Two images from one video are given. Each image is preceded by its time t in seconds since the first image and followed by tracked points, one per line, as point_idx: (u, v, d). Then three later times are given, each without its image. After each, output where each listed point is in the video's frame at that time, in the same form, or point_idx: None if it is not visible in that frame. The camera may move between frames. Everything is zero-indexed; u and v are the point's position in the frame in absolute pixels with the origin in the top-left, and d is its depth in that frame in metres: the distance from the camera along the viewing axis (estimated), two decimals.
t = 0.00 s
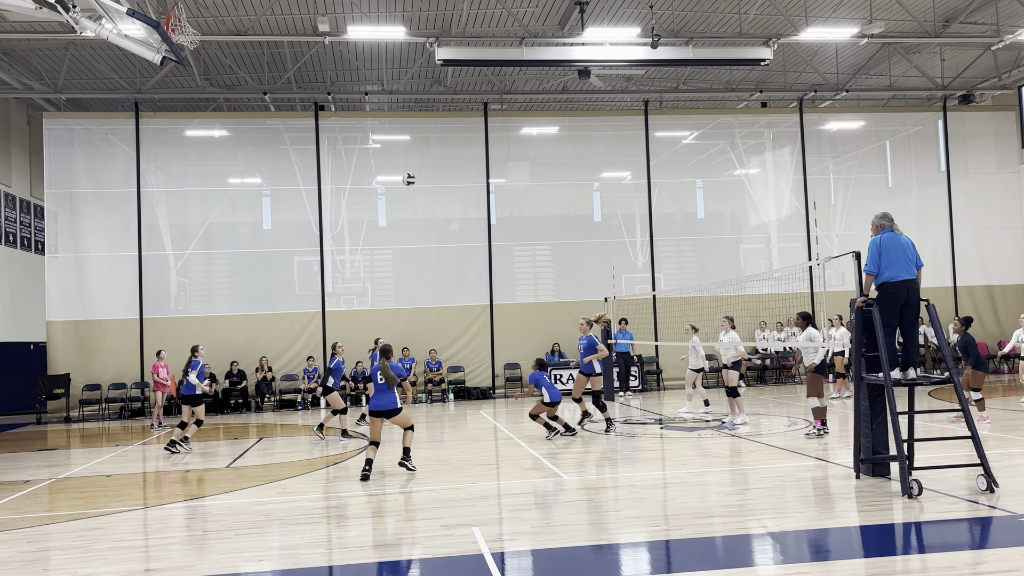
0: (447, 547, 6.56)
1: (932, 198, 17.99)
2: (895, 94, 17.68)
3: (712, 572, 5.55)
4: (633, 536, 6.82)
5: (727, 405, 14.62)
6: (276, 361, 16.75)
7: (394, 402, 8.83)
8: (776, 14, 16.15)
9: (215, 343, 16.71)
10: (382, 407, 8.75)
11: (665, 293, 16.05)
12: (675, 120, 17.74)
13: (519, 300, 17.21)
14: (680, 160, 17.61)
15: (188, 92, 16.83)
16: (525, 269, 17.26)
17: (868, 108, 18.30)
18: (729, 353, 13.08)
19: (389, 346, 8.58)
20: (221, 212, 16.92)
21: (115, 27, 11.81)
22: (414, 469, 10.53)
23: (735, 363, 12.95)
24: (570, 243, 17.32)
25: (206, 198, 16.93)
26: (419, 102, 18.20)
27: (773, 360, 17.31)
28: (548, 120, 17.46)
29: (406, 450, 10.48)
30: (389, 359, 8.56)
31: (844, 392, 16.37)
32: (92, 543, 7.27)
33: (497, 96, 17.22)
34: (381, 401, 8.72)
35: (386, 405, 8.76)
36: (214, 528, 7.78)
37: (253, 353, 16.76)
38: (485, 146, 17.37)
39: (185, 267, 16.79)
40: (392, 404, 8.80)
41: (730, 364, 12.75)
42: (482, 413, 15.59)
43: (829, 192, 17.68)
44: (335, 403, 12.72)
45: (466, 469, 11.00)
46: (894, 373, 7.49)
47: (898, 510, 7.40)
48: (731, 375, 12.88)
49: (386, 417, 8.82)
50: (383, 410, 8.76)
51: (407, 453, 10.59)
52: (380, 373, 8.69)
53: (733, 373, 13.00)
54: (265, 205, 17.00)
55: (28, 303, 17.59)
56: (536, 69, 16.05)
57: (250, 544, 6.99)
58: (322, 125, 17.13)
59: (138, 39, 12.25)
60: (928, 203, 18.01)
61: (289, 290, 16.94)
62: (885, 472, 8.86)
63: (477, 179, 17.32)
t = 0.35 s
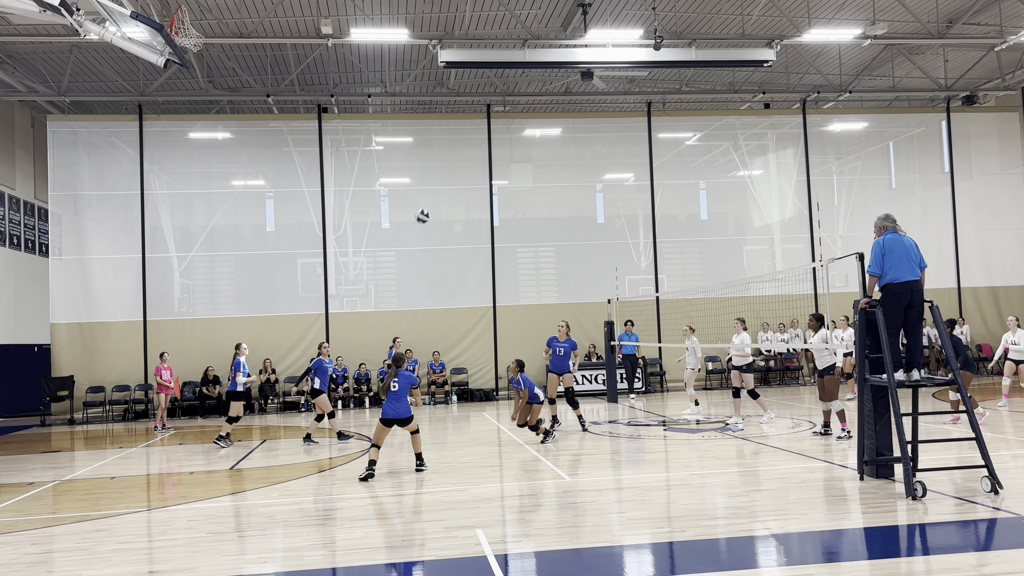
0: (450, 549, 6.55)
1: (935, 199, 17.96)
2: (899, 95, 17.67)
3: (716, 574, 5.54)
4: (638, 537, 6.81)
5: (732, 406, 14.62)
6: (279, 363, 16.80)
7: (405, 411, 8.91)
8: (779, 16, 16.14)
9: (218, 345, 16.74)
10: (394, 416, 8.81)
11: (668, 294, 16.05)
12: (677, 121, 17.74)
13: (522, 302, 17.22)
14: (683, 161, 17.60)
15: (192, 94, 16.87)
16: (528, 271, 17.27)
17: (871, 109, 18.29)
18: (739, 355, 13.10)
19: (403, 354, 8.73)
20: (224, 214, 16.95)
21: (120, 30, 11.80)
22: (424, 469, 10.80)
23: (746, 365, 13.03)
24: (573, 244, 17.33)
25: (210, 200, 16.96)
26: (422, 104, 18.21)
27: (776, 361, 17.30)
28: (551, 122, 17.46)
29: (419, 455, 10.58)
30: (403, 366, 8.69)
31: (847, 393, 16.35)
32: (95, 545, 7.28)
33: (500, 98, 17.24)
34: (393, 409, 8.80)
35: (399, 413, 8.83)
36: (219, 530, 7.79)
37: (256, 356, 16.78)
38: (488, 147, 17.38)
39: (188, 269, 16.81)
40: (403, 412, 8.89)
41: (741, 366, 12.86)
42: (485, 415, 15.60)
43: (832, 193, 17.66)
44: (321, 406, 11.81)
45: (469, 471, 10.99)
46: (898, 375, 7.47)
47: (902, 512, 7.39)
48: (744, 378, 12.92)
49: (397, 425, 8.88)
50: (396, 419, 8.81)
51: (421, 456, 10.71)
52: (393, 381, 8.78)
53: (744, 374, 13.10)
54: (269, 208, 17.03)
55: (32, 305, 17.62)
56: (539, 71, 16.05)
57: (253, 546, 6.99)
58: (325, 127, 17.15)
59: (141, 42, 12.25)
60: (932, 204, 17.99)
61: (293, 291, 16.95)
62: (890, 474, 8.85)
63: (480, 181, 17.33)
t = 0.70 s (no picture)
0: (448, 552, 6.55)
1: (934, 202, 17.98)
2: (897, 97, 17.68)
3: None
4: (636, 540, 6.81)
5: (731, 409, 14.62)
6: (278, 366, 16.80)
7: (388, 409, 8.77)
8: (778, 19, 16.15)
9: (217, 347, 16.72)
10: (377, 413, 8.70)
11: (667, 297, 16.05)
12: (676, 124, 17.76)
13: (521, 304, 17.21)
14: (682, 164, 17.62)
15: (190, 97, 16.87)
16: (527, 274, 17.27)
17: (870, 112, 18.31)
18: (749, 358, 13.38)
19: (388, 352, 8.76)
20: (222, 217, 16.94)
21: (118, 32, 11.82)
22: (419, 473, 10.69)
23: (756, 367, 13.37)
24: (571, 247, 17.33)
25: (209, 202, 16.95)
26: (421, 106, 18.20)
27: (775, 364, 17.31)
28: (550, 125, 17.48)
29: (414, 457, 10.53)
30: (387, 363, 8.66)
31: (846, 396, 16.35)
32: (93, 548, 7.26)
33: (499, 101, 17.25)
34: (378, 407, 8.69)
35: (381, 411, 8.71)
36: (217, 532, 7.78)
37: (254, 358, 16.78)
38: (487, 149, 17.38)
39: (187, 271, 16.81)
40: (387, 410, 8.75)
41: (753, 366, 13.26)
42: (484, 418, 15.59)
43: (831, 196, 17.68)
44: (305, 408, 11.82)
45: (468, 473, 10.99)
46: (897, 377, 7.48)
47: (901, 515, 7.39)
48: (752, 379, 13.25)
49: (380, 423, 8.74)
50: (377, 416, 8.69)
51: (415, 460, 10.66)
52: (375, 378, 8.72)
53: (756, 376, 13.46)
54: (268, 210, 17.02)
55: (30, 306, 17.59)
56: (538, 73, 16.05)
57: (251, 549, 6.98)
58: (324, 129, 17.15)
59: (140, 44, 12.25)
60: (930, 207, 18.00)
61: (292, 294, 16.94)
62: (888, 476, 8.84)
63: (478, 184, 17.33)
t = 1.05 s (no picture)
0: (442, 555, 6.55)
1: (927, 207, 18.05)
2: (891, 102, 17.76)
3: None
4: (630, 544, 6.81)
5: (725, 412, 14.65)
6: (272, 369, 16.78)
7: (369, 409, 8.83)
8: (772, 23, 16.22)
9: (211, 350, 16.70)
10: (355, 412, 8.76)
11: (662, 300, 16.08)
12: (671, 128, 17.80)
13: (516, 307, 17.22)
14: (677, 168, 17.65)
15: (185, 99, 16.84)
16: (521, 277, 17.28)
17: (863, 117, 18.39)
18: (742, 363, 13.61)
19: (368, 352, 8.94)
20: (217, 220, 16.92)
21: (113, 34, 11.84)
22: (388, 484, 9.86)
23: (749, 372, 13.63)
24: (566, 250, 17.35)
25: (203, 205, 16.92)
26: (416, 110, 18.22)
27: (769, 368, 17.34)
28: (545, 129, 17.51)
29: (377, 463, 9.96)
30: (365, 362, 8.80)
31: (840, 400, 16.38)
32: (86, 551, 7.24)
33: (494, 104, 17.28)
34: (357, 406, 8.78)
35: (360, 410, 8.77)
36: (211, 536, 7.76)
37: (249, 360, 16.75)
38: (482, 152, 17.39)
39: (181, 274, 16.78)
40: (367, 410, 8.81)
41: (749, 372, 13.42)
42: (478, 421, 15.58)
43: (825, 201, 17.73)
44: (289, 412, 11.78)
45: (462, 477, 10.98)
46: (889, 381, 7.51)
47: (894, 519, 7.41)
48: (749, 384, 13.43)
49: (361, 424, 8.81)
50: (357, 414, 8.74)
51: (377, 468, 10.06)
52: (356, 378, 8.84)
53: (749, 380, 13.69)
54: (262, 212, 17.00)
55: (23, 309, 17.53)
56: (533, 77, 16.08)
57: (244, 552, 6.97)
58: (319, 132, 17.15)
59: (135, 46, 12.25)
60: (924, 212, 18.06)
61: (286, 296, 16.92)
62: (882, 480, 8.86)
63: (473, 187, 17.35)
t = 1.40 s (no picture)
0: (429, 561, 6.52)
1: (914, 214, 18.15)
2: (878, 109, 17.87)
3: None
4: (618, 549, 6.80)
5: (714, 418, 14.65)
6: (260, 373, 16.70)
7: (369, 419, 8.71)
8: (761, 30, 16.31)
9: (200, 353, 16.62)
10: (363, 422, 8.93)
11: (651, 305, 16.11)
12: (660, 134, 17.84)
13: (505, 312, 17.20)
14: (666, 174, 17.69)
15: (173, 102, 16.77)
16: (511, 282, 17.27)
17: (851, 124, 18.49)
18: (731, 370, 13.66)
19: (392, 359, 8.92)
20: (205, 223, 16.85)
21: (100, 37, 11.70)
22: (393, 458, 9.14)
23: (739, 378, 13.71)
24: (555, 255, 17.35)
25: (191, 209, 16.85)
26: (406, 114, 18.21)
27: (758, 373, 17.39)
28: (535, 134, 17.52)
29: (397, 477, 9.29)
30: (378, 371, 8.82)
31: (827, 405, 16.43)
32: (70, 556, 7.18)
33: (484, 109, 17.29)
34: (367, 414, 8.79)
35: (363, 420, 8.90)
36: (196, 541, 7.70)
37: (237, 364, 16.68)
38: (472, 157, 17.39)
39: (169, 277, 16.71)
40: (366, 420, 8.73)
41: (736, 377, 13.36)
42: (467, 426, 15.55)
43: (813, 207, 17.81)
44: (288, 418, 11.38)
45: (449, 482, 10.94)
46: (877, 387, 7.51)
47: (880, 524, 7.42)
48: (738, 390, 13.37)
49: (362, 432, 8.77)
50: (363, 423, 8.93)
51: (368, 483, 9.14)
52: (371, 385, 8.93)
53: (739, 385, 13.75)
54: (251, 216, 16.94)
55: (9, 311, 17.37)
56: (523, 82, 16.10)
57: (230, 557, 6.93)
58: (308, 136, 17.10)
59: (124, 49, 12.12)
60: (911, 219, 18.16)
61: (274, 300, 16.86)
62: (868, 486, 8.87)
63: (463, 192, 17.34)
